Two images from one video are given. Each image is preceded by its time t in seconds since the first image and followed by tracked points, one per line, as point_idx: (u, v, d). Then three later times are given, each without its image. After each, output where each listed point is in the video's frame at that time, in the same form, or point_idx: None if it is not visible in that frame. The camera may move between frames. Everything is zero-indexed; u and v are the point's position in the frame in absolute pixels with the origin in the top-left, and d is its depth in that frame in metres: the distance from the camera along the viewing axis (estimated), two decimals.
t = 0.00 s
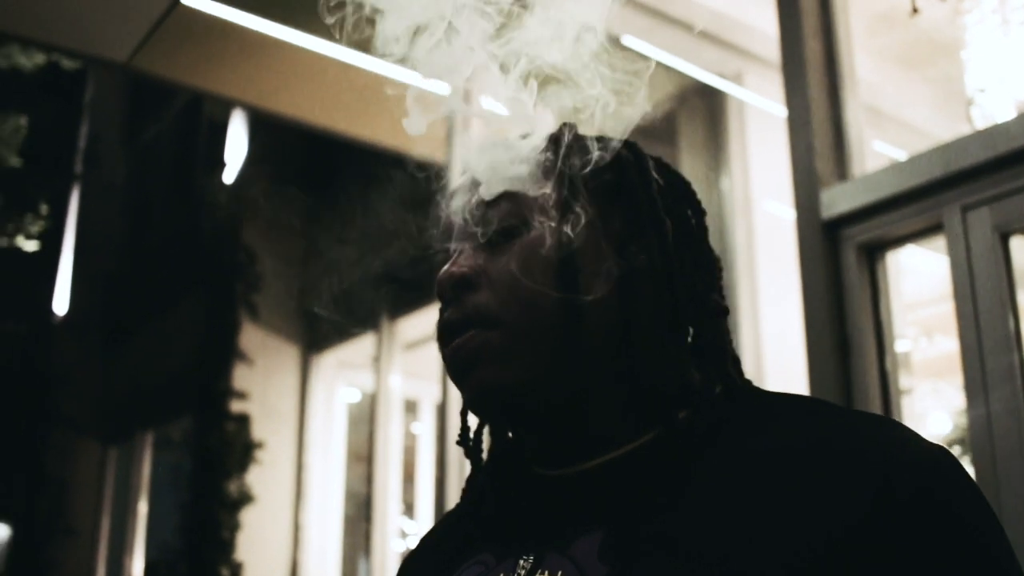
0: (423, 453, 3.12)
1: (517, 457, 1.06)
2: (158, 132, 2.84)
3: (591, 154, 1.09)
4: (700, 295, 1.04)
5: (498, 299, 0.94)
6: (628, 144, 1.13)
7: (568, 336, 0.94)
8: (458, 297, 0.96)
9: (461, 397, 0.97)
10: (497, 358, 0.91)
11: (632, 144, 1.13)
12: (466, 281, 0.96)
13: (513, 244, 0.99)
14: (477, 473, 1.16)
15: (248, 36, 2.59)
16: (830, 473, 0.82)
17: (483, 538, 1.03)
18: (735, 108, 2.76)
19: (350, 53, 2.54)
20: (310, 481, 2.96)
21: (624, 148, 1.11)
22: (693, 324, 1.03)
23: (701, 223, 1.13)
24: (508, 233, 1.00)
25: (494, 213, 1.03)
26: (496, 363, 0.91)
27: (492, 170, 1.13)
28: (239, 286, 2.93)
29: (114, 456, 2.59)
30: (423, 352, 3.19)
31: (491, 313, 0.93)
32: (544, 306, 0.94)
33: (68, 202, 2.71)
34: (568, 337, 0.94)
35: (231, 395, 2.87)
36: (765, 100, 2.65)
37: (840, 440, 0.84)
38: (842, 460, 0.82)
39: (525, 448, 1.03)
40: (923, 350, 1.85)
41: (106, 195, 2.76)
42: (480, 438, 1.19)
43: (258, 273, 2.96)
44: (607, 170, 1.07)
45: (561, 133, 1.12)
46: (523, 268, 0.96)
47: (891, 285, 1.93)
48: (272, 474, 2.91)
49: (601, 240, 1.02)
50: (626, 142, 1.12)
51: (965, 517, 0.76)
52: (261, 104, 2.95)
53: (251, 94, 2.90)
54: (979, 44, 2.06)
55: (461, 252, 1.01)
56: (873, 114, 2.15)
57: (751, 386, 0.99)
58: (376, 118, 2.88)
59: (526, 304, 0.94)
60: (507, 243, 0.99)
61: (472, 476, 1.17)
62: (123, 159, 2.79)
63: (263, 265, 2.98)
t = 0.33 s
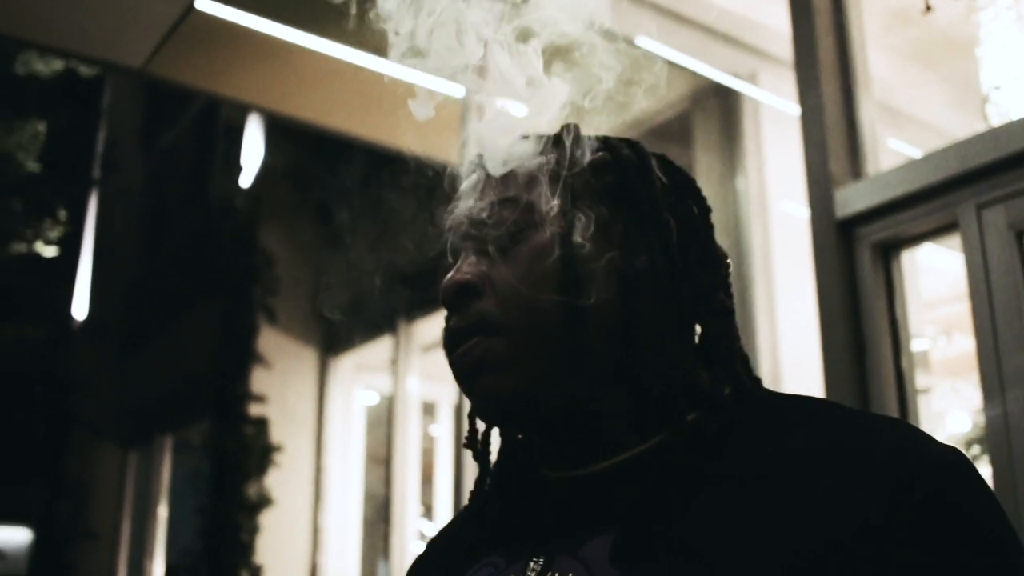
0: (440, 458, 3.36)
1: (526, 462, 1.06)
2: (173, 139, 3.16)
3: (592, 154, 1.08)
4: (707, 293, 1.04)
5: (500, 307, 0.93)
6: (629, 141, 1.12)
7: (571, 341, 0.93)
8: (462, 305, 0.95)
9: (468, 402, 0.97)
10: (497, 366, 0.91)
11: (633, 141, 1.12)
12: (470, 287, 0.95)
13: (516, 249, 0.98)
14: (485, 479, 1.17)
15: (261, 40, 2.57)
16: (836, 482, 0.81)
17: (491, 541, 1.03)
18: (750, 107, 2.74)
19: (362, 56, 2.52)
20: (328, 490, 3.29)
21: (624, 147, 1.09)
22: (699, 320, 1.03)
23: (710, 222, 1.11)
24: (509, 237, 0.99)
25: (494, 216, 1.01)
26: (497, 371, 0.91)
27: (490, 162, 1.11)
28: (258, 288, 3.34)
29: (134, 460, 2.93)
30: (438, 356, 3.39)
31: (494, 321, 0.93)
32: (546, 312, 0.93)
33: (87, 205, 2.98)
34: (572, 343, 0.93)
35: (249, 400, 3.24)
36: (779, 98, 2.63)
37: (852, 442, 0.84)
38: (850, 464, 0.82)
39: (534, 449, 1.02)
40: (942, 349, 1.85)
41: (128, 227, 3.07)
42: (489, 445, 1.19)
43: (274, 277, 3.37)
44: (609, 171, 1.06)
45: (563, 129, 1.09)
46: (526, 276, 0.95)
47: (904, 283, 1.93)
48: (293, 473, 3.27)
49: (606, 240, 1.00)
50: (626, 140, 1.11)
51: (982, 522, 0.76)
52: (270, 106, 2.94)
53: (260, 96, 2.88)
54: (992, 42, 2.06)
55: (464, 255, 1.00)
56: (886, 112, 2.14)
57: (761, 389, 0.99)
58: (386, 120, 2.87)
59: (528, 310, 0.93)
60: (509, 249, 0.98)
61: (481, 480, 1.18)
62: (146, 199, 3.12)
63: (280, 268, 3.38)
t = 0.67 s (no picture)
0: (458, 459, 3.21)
1: (532, 467, 1.06)
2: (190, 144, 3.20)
3: (600, 158, 1.08)
4: (715, 294, 1.04)
5: (506, 314, 0.94)
6: (638, 144, 1.12)
7: (579, 345, 0.94)
8: (470, 314, 0.96)
9: (481, 409, 0.98)
10: (502, 373, 0.93)
11: (642, 145, 1.12)
12: (478, 295, 0.96)
13: (523, 254, 0.98)
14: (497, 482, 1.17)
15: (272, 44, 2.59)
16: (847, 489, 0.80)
17: (504, 543, 1.03)
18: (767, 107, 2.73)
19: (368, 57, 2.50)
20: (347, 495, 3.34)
21: (632, 150, 1.10)
22: (708, 320, 1.04)
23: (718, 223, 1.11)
24: (516, 241, 0.99)
25: (502, 220, 1.02)
26: (504, 379, 0.93)
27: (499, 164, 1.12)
28: (277, 293, 3.39)
29: (153, 463, 3.09)
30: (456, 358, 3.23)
31: (501, 327, 0.94)
32: (552, 317, 0.94)
33: (105, 213, 3.05)
34: (579, 349, 0.94)
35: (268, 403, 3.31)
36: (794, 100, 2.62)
37: (866, 444, 0.83)
38: (861, 471, 0.81)
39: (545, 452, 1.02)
40: (961, 349, 1.82)
41: (147, 235, 3.21)
42: (499, 447, 1.19)
43: (294, 281, 3.41)
44: (617, 174, 1.06)
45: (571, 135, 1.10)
46: (532, 281, 0.96)
47: (920, 284, 1.92)
48: (312, 477, 3.32)
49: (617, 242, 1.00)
50: (635, 143, 1.11)
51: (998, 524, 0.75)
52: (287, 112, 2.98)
53: (274, 101, 2.91)
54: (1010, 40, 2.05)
55: (473, 261, 1.01)
56: (903, 110, 2.13)
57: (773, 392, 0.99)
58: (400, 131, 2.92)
59: (535, 316, 0.94)
60: (516, 255, 0.99)
61: (492, 484, 1.18)
62: (165, 206, 3.25)
63: (301, 274, 3.44)
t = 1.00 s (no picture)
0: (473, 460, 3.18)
1: (543, 465, 1.06)
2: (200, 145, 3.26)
3: (607, 152, 1.07)
4: (723, 291, 1.03)
5: (513, 315, 0.95)
6: (644, 139, 1.12)
7: (586, 344, 0.93)
8: (478, 314, 0.97)
9: (490, 406, 0.99)
10: (509, 371, 0.94)
11: (649, 140, 1.12)
12: (485, 294, 0.97)
13: (529, 251, 0.98)
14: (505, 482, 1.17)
15: (281, 39, 2.61)
16: (852, 487, 0.80)
17: (512, 540, 1.03)
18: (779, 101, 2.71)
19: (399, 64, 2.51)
20: (363, 494, 3.34)
21: (637, 145, 1.09)
22: (717, 316, 1.04)
23: (725, 218, 1.10)
24: (523, 239, 0.99)
25: (507, 218, 1.02)
26: (512, 377, 0.94)
27: (504, 157, 1.12)
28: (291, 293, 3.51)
29: (171, 465, 3.05)
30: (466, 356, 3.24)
31: (508, 326, 0.94)
32: (559, 317, 0.94)
33: (122, 211, 3.11)
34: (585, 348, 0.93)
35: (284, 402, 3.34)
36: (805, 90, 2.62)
37: (874, 440, 0.83)
38: (866, 468, 0.80)
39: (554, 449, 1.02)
40: (978, 342, 1.81)
41: (162, 236, 3.23)
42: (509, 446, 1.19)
43: (307, 280, 3.55)
44: (623, 168, 1.06)
45: (578, 127, 1.10)
46: (538, 280, 0.96)
47: (932, 279, 1.91)
48: (327, 477, 3.34)
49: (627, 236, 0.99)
50: (642, 138, 1.11)
51: (1007, 523, 0.75)
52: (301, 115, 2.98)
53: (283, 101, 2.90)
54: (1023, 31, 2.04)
55: (479, 259, 1.02)
56: (915, 101, 2.12)
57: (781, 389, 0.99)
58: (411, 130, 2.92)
59: (543, 315, 0.94)
60: (523, 252, 0.99)
61: (501, 482, 1.18)
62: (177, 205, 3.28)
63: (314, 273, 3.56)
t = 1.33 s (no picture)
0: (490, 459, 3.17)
1: (555, 469, 1.06)
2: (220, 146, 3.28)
3: (618, 156, 1.08)
4: (731, 295, 1.05)
5: (524, 319, 0.95)
6: (654, 141, 1.12)
7: (596, 346, 0.93)
8: (488, 317, 0.97)
9: (502, 409, 0.99)
10: (519, 375, 0.93)
11: (658, 142, 1.12)
12: (495, 298, 0.97)
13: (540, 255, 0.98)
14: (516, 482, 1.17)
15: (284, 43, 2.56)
16: (854, 486, 0.80)
17: (523, 542, 1.04)
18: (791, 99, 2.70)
19: (413, 65, 2.52)
20: (379, 494, 3.35)
21: (647, 148, 1.09)
22: (728, 318, 1.05)
23: (736, 219, 1.10)
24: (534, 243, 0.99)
25: (518, 221, 1.02)
26: (523, 380, 0.93)
27: (513, 161, 1.12)
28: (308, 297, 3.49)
29: (188, 466, 3.10)
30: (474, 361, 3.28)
31: (519, 330, 0.94)
32: (569, 319, 0.94)
33: (138, 216, 3.12)
34: (596, 350, 0.93)
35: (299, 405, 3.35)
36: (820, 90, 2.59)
37: (880, 440, 0.83)
38: (870, 469, 0.81)
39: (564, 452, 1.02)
40: (995, 340, 1.81)
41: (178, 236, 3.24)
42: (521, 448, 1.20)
43: (323, 282, 3.51)
44: (632, 171, 1.06)
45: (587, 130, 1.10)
46: (549, 283, 0.96)
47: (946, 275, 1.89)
48: (345, 476, 3.36)
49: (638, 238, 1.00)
50: (651, 141, 1.11)
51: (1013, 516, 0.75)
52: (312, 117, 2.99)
53: (294, 103, 2.91)
54: None
55: (490, 263, 1.02)
56: (928, 97, 2.11)
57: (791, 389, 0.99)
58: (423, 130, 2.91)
59: (553, 317, 0.94)
60: (533, 256, 0.99)
61: (512, 483, 1.18)
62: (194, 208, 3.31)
63: (330, 277, 3.52)
